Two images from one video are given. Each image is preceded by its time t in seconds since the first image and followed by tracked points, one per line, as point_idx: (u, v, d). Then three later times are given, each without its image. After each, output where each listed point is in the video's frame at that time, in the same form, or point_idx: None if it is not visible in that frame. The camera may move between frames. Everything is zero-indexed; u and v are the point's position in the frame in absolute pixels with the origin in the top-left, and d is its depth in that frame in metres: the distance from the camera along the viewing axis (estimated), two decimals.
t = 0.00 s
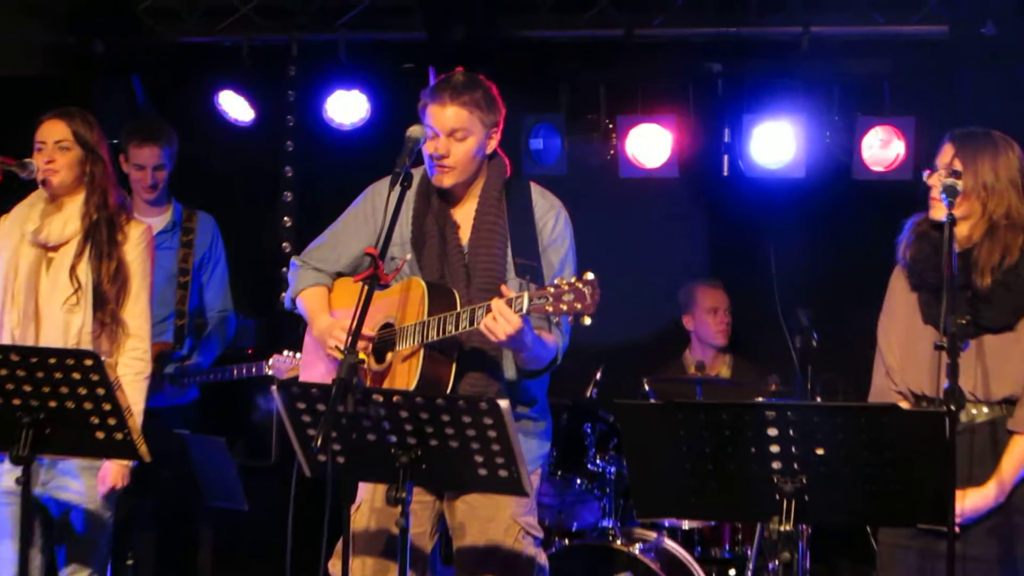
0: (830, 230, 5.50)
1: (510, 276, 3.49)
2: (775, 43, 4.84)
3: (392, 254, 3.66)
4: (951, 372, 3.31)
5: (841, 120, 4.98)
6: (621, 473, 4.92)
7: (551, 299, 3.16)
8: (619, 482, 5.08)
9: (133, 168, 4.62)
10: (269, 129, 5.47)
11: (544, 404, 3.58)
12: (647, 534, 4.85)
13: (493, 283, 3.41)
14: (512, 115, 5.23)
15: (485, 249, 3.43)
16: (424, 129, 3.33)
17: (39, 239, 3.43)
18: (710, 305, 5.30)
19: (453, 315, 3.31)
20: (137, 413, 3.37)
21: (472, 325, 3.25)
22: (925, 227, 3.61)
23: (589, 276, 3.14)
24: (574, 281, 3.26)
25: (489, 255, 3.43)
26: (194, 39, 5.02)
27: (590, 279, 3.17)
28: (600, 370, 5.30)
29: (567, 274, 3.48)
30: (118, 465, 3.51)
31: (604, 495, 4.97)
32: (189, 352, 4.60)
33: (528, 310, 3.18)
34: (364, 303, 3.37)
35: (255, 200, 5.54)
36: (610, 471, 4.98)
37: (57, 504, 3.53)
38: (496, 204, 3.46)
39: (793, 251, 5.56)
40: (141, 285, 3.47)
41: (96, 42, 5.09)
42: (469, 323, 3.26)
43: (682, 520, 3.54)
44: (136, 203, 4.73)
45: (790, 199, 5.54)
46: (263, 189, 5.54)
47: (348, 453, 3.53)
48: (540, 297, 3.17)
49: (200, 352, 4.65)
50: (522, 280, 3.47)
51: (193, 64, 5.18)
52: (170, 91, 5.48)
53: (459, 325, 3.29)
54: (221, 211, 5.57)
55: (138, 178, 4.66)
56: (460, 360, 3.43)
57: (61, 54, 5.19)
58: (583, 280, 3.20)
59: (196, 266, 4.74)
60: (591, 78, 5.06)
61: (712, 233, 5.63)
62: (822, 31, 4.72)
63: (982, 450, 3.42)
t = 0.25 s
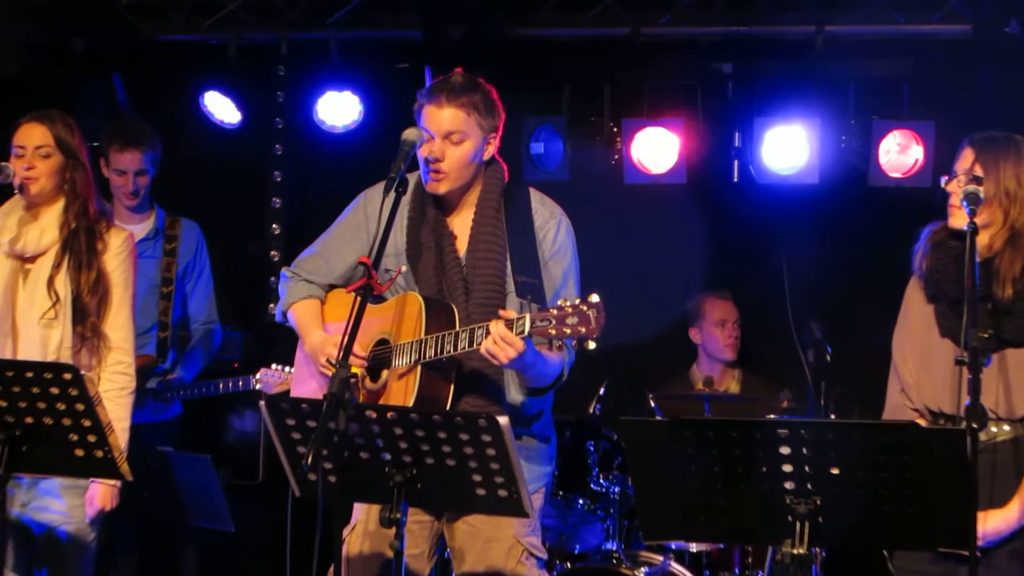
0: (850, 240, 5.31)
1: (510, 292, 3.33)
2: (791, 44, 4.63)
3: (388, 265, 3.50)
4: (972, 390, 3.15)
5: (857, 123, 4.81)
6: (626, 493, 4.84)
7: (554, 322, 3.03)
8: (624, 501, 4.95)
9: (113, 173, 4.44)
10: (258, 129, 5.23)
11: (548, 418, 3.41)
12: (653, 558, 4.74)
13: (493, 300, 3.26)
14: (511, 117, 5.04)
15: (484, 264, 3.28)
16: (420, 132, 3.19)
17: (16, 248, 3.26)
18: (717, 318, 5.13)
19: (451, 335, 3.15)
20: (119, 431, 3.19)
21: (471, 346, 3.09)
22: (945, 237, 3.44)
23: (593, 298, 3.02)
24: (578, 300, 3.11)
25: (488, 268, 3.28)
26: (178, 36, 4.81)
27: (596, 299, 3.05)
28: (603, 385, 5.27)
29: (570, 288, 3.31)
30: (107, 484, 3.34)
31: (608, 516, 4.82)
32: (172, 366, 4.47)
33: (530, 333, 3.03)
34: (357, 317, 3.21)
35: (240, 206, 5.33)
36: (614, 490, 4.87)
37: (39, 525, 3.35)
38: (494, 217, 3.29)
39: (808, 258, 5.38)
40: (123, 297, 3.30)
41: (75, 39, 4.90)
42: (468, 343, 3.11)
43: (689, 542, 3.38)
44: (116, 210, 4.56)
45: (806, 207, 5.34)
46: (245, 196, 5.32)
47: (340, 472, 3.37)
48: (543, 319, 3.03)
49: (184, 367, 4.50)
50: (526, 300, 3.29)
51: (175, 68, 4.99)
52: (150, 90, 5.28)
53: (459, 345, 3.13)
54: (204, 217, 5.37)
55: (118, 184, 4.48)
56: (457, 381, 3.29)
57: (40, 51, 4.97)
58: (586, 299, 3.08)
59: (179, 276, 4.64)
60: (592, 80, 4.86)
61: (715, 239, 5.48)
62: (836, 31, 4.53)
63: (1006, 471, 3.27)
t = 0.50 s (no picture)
0: (865, 241, 5.17)
1: (510, 299, 3.18)
2: (806, 39, 4.47)
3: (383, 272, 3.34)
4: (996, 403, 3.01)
5: (874, 125, 4.63)
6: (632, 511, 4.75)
7: (559, 330, 2.88)
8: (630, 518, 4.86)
9: (98, 177, 4.31)
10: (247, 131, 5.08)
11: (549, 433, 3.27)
12: None
13: (493, 308, 3.10)
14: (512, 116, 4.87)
15: (483, 270, 3.13)
16: (418, 131, 3.05)
17: None
18: (728, 327, 4.90)
19: (450, 343, 3.00)
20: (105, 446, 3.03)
21: (471, 355, 2.93)
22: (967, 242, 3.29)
23: (600, 305, 2.88)
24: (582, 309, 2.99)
25: (487, 275, 3.13)
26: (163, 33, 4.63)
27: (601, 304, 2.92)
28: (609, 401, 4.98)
29: (573, 295, 3.17)
30: (91, 502, 3.18)
31: (615, 534, 4.77)
32: (158, 379, 4.36)
33: (533, 342, 2.88)
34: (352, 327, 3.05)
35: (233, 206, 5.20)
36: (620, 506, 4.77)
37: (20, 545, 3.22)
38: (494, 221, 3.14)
39: (821, 260, 5.24)
40: (107, 304, 3.15)
41: (56, 37, 4.70)
42: (468, 353, 2.95)
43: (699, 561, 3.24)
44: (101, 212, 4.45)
45: (818, 207, 5.21)
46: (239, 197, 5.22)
47: (335, 488, 3.22)
48: (547, 327, 2.88)
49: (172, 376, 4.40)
50: (529, 308, 3.14)
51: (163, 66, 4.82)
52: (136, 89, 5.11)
53: (457, 355, 2.98)
54: (195, 219, 5.24)
55: (103, 186, 4.36)
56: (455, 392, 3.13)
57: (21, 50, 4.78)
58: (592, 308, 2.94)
59: (166, 284, 4.52)
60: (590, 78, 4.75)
61: (721, 241, 5.34)
62: (852, 26, 4.36)
63: None
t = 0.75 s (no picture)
0: (882, 242, 5.06)
1: (512, 304, 3.05)
2: (827, 33, 4.29)
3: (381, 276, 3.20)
4: None
5: (897, 122, 4.45)
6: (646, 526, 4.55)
7: (566, 338, 2.76)
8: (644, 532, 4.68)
9: (87, 180, 4.19)
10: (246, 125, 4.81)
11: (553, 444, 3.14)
12: None
13: (494, 314, 2.98)
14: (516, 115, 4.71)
15: (484, 274, 3.00)
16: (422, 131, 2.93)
17: None
18: (745, 333, 4.74)
19: (450, 352, 2.89)
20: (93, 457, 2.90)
21: (473, 364, 2.82)
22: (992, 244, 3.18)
23: (609, 313, 2.77)
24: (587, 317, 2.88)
25: (487, 279, 3.00)
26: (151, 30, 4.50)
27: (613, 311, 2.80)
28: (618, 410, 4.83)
29: (577, 301, 3.04)
30: (76, 515, 3.04)
31: (627, 550, 4.59)
32: (150, 389, 4.26)
33: (539, 350, 2.75)
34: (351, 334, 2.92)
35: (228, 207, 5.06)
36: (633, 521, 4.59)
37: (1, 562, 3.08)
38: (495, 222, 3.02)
39: (841, 262, 5.12)
40: (94, 309, 3.02)
41: (41, 31, 4.49)
42: (469, 362, 2.84)
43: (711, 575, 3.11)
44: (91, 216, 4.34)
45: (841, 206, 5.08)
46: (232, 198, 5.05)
47: (334, 501, 3.07)
48: (553, 335, 2.75)
49: (166, 387, 4.28)
50: (534, 314, 3.01)
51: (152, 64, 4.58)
52: (127, 86, 4.94)
53: (459, 362, 2.87)
54: (188, 220, 5.12)
55: (92, 189, 4.25)
56: (454, 402, 3.01)
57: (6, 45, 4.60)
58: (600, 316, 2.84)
59: (159, 290, 4.40)
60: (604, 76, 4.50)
61: (732, 240, 5.23)
62: (874, 19, 4.20)
63: None
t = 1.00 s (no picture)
0: (902, 242, 4.93)
1: (518, 308, 2.92)
2: (848, 25, 4.13)
3: (382, 275, 3.09)
4: None
5: (921, 118, 4.31)
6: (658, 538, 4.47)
7: (573, 346, 2.63)
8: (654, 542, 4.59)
9: (79, 175, 4.05)
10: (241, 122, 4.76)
11: (561, 452, 3.00)
12: None
13: (499, 319, 2.85)
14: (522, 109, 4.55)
15: (488, 277, 2.88)
16: (425, 126, 2.80)
17: None
18: (763, 337, 4.55)
19: (452, 358, 2.76)
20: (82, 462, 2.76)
21: (476, 372, 2.70)
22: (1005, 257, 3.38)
23: (618, 320, 2.61)
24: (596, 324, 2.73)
25: (491, 284, 2.87)
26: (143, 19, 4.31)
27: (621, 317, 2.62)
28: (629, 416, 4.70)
29: (586, 306, 2.90)
30: (63, 522, 2.89)
31: (639, 562, 4.52)
32: (142, 394, 4.14)
33: (544, 359, 2.62)
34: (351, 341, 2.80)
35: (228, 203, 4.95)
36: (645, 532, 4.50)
37: None
38: (500, 221, 2.89)
39: (867, 266, 4.97)
40: (84, 308, 2.90)
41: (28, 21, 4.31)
42: (472, 370, 2.71)
43: None
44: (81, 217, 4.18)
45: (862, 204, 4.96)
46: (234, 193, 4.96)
47: (334, 512, 2.96)
48: (559, 344, 2.62)
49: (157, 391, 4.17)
50: (540, 320, 2.89)
51: (153, 53, 4.47)
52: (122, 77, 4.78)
53: (461, 370, 2.74)
54: (186, 216, 4.99)
55: (82, 188, 4.09)
56: (457, 412, 2.89)
57: None
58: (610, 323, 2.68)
59: (153, 291, 4.28)
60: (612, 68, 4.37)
61: (745, 238, 5.09)
62: (898, 10, 4.02)
63: None
